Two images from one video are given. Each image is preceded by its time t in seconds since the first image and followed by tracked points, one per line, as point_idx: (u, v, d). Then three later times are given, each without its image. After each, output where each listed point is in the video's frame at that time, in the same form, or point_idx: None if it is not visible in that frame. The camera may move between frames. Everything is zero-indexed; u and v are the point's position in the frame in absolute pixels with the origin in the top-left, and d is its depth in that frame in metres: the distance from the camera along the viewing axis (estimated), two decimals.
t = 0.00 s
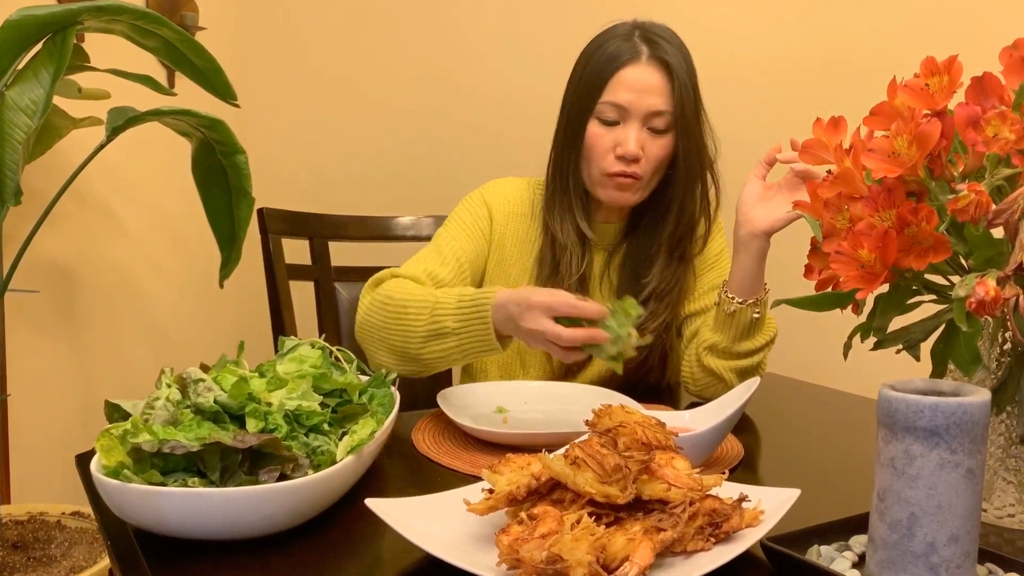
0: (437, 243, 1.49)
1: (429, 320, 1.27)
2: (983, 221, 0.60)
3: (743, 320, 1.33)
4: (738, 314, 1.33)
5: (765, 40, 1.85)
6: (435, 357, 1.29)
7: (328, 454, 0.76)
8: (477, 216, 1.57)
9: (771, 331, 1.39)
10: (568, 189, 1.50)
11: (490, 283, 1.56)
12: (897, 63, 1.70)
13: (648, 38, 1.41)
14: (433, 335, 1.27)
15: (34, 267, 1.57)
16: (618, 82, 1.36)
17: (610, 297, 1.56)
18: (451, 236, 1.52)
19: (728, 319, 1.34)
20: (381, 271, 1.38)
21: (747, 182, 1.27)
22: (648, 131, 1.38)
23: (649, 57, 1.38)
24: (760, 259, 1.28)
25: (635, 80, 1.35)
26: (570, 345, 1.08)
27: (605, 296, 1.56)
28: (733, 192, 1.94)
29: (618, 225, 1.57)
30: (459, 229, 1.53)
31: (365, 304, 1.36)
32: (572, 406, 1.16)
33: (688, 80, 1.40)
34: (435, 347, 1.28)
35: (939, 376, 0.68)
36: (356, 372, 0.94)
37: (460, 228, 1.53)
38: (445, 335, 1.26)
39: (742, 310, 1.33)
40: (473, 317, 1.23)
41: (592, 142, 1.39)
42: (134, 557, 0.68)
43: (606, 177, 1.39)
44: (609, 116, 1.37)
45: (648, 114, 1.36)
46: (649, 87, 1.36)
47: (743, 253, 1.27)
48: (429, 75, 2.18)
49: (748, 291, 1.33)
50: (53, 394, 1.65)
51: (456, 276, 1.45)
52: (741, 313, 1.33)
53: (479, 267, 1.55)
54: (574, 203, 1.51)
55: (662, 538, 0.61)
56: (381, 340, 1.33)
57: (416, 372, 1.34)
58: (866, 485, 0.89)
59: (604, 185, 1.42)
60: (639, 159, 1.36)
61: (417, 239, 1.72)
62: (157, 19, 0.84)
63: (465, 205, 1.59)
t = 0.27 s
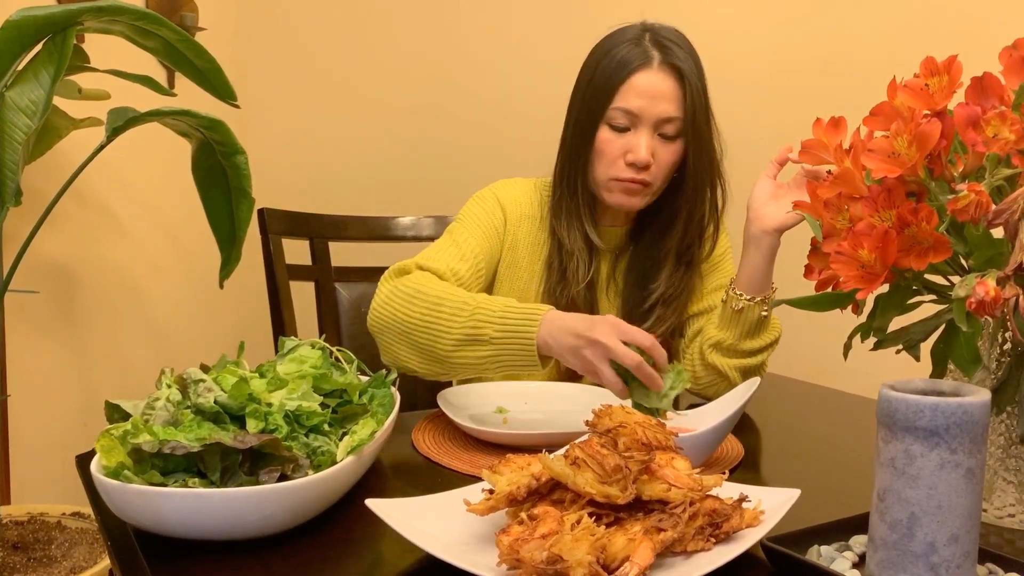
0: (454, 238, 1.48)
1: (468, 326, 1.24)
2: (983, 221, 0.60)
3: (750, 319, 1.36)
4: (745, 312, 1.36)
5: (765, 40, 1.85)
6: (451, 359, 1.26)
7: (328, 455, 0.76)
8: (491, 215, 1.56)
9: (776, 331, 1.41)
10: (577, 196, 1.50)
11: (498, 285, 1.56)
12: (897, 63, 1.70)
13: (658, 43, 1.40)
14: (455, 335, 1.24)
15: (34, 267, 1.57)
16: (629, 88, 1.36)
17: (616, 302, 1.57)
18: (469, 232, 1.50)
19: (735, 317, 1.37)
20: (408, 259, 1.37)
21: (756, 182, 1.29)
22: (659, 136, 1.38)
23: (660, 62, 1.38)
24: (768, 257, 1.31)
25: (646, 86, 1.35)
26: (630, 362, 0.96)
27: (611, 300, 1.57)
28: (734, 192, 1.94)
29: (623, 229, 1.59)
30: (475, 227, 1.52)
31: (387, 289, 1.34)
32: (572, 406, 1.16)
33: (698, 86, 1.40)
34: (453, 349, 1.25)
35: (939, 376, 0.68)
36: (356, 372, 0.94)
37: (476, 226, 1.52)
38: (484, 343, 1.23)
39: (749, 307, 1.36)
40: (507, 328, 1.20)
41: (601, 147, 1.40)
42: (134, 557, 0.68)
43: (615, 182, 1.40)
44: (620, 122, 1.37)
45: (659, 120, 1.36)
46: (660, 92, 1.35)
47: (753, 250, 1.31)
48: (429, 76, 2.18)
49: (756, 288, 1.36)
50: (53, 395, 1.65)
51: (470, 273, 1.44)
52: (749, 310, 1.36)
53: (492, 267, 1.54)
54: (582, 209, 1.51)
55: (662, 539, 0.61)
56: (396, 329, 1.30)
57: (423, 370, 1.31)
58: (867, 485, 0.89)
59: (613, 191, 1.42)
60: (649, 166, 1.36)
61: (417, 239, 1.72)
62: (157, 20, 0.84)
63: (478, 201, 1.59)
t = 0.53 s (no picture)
0: (465, 236, 1.48)
1: (486, 322, 1.23)
2: (984, 220, 0.60)
3: (753, 317, 1.37)
4: (748, 310, 1.37)
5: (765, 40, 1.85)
6: (463, 356, 1.26)
7: (328, 455, 0.76)
8: (500, 215, 1.56)
9: (777, 332, 1.41)
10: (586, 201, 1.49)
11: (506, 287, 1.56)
12: (897, 63, 1.70)
13: (669, 48, 1.40)
14: (468, 332, 1.24)
15: (34, 268, 1.57)
16: (639, 93, 1.36)
17: (623, 306, 1.58)
18: (478, 230, 1.50)
19: (737, 315, 1.37)
20: (418, 255, 1.37)
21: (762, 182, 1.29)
22: (668, 141, 1.38)
23: (671, 67, 1.37)
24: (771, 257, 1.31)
25: (656, 91, 1.35)
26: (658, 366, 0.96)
27: (617, 304, 1.58)
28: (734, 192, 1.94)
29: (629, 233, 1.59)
30: (485, 226, 1.52)
31: (397, 286, 1.33)
32: (572, 406, 1.16)
33: (709, 91, 1.40)
34: (465, 346, 1.25)
35: (940, 376, 0.68)
36: (356, 372, 0.94)
37: (486, 225, 1.52)
38: (501, 340, 1.22)
39: (752, 305, 1.36)
40: (522, 325, 1.19)
41: (610, 151, 1.40)
42: (135, 557, 0.68)
43: (623, 187, 1.40)
44: (629, 127, 1.37)
45: (669, 126, 1.36)
46: (670, 98, 1.35)
47: (757, 248, 1.32)
48: (429, 76, 2.18)
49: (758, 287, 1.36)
50: (53, 395, 1.65)
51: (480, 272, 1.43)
52: (753, 309, 1.37)
53: (501, 267, 1.54)
54: (589, 214, 1.50)
55: (662, 539, 0.61)
56: (406, 325, 1.29)
57: (433, 366, 1.30)
58: (867, 485, 0.89)
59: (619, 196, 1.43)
60: (657, 171, 1.36)
61: (417, 239, 1.72)
62: (157, 20, 0.84)
63: (486, 201, 1.59)
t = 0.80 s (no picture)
0: (469, 234, 1.48)
1: (496, 320, 1.23)
2: (983, 220, 0.60)
3: (753, 315, 1.37)
4: (748, 309, 1.37)
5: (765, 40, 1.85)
6: (473, 353, 1.26)
7: (328, 454, 0.76)
8: (504, 214, 1.56)
9: (777, 331, 1.41)
10: (589, 202, 1.49)
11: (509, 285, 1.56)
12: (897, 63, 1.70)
13: (671, 48, 1.40)
14: (479, 329, 1.24)
15: (34, 268, 1.57)
16: (641, 93, 1.36)
17: (625, 306, 1.58)
18: (484, 228, 1.50)
19: (737, 313, 1.38)
20: (426, 253, 1.37)
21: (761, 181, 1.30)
22: (670, 141, 1.38)
23: (673, 67, 1.37)
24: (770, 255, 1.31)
25: (658, 91, 1.35)
26: (673, 367, 0.95)
27: (619, 304, 1.58)
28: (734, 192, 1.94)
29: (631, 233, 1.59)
30: (488, 224, 1.52)
31: (406, 283, 1.33)
32: (573, 405, 1.16)
33: (710, 92, 1.40)
34: (475, 343, 1.25)
35: (940, 376, 0.68)
36: (356, 372, 0.94)
37: (490, 222, 1.52)
38: (511, 338, 1.22)
39: (753, 303, 1.37)
40: (533, 322, 1.19)
41: (612, 151, 1.40)
42: (135, 557, 0.68)
43: (624, 187, 1.40)
44: (631, 127, 1.37)
45: (671, 126, 1.36)
46: (672, 98, 1.35)
47: (757, 245, 1.32)
48: (429, 75, 2.18)
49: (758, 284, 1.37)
50: (53, 395, 1.65)
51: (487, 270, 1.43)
52: (751, 307, 1.37)
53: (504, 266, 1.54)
54: (592, 216, 1.50)
55: (662, 538, 0.61)
56: (416, 323, 1.29)
57: (443, 364, 1.30)
58: (867, 485, 0.89)
59: (621, 196, 1.43)
60: (658, 172, 1.36)
61: (417, 239, 1.72)
62: (157, 20, 0.84)
63: (490, 199, 1.59)
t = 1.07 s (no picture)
0: (472, 234, 1.47)
1: (502, 322, 1.23)
2: (983, 219, 0.60)
3: (754, 313, 1.37)
4: (748, 306, 1.37)
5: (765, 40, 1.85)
6: (479, 355, 1.26)
7: (329, 454, 0.76)
8: (505, 213, 1.55)
9: (777, 329, 1.41)
10: (589, 199, 1.49)
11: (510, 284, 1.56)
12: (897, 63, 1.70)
13: (670, 44, 1.40)
14: (485, 331, 1.24)
15: (35, 267, 1.58)
16: (640, 89, 1.36)
17: (625, 303, 1.58)
18: (485, 227, 1.50)
19: (737, 311, 1.38)
20: (430, 254, 1.37)
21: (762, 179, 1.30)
22: (669, 137, 1.39)
23: (673, 63, 1.38)
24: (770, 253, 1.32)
25: (658, 87, 1.35)
26: (677, 375, 0.97)
27: (619, 301, 1.58)
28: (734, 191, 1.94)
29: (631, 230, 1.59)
30: (490, 223, 1.52)
31: (409, 285, 1.33)
32: (573, 405, 1.16)
33: (710, 88, 1.40)
34: (481, 345, 1.25)
35: (940, 375, 0.68)
36: (356, 371, 0.94)
37: (491, 221, 1.52)
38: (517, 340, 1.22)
39: (753, 300, 1.37)
40: (540, 326, 1.19)
41: (612, 148, 1.40)
42: (135, 557, 0.68)
43: (625, 183, 1.40)
44: (631, 123, 1.38)
45: (670, 122, 1.37)
46: (671, 94, 1.36)
47: (758, 243, 1.32)
48: (429, 75, 2.18)
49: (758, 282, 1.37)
50: (53, 394, 1.65)
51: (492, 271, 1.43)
52: (752, 305, 1.37)
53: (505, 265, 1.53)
54: (592, 213, 1.50)
55: (662, 538, 0.61)
56: (419, 324, 1.29)
57: (447, 365, 1.30)
58: (867, 484, 0.89)
59: (621, 192, 1.43)
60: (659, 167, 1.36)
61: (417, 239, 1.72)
62: (157, 19, 0.84)
63: (491, 199, 1.58)
